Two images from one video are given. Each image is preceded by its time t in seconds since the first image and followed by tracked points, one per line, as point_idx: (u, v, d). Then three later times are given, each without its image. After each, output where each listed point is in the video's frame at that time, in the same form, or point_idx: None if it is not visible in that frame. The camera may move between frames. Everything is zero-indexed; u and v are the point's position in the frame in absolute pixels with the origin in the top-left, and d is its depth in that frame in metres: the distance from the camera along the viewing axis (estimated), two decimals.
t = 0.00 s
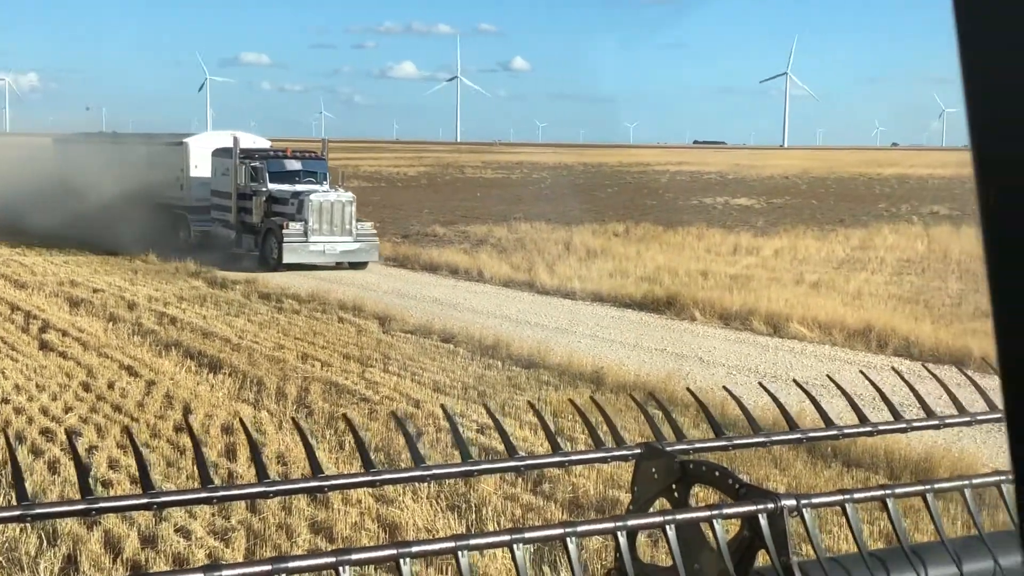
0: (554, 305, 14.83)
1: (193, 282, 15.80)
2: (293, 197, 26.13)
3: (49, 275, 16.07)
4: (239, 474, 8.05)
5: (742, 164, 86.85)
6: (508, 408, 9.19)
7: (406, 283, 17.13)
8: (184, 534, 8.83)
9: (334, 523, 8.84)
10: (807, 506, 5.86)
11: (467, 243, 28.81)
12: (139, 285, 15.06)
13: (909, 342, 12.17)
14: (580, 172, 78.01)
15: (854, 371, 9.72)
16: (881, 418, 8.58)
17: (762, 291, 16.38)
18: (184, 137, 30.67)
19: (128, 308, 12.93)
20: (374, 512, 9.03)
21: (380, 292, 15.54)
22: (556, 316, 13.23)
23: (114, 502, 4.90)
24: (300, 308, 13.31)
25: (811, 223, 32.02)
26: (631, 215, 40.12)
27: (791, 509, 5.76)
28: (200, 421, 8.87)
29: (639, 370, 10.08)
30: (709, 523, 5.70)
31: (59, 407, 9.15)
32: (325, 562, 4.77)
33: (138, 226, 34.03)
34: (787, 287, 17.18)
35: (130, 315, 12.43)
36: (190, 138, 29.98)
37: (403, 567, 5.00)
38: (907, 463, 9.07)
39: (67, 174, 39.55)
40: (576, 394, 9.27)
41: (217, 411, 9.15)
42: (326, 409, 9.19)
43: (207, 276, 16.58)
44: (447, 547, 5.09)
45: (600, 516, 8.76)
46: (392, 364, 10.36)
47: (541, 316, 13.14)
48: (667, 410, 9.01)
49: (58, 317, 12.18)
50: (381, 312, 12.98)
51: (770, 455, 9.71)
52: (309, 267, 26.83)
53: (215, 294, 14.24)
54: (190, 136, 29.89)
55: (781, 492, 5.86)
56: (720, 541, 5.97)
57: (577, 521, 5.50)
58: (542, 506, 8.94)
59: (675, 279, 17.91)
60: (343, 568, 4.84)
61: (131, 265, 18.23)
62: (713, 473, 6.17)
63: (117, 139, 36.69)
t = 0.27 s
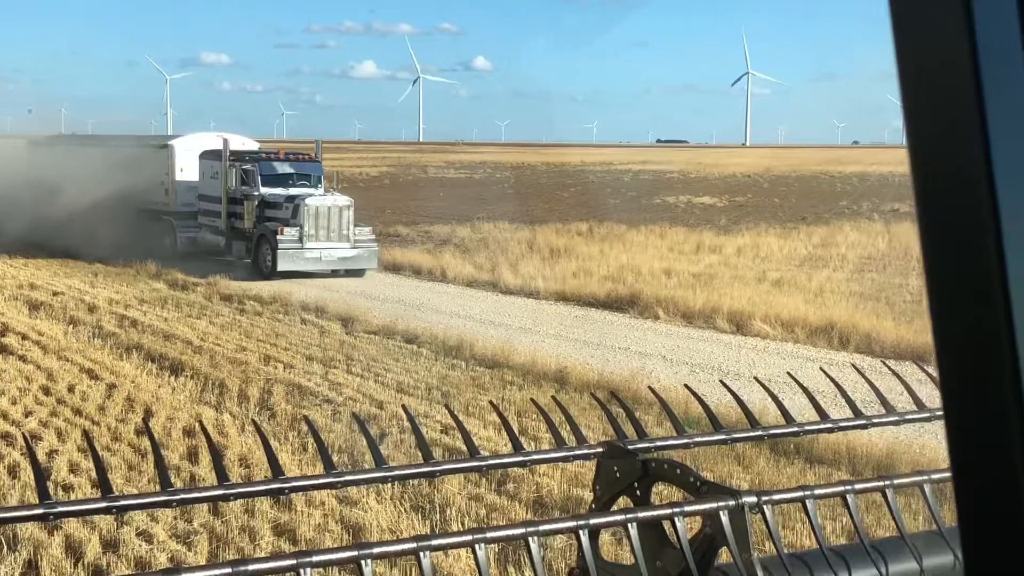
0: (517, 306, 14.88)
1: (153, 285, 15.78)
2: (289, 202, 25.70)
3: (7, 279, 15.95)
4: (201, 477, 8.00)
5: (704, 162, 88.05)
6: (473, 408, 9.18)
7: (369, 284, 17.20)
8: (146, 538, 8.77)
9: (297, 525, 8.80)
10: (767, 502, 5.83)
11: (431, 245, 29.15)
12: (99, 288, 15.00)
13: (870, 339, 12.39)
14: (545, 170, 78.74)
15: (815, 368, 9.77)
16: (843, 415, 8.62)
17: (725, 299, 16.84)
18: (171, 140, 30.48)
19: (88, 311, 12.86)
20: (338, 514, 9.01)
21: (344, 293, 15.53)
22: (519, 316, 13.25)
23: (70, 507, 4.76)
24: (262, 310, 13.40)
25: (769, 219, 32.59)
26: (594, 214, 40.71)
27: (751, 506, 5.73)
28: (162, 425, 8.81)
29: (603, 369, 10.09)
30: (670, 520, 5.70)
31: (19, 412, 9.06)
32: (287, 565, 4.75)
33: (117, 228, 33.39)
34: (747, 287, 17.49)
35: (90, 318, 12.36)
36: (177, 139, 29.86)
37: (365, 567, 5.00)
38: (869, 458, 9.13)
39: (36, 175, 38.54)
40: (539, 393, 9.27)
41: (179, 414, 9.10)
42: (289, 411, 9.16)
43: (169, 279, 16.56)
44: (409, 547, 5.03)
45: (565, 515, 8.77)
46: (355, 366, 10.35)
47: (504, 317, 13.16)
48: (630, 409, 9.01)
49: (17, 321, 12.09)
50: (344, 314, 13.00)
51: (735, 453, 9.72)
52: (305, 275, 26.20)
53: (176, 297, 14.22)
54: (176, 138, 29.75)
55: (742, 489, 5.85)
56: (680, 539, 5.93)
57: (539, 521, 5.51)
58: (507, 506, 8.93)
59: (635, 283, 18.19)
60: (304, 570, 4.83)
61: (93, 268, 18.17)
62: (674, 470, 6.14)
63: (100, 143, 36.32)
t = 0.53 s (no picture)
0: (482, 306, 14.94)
1: (113, 287, 15.73)
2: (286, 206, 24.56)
3: None
4: (161, 479, 7.95)
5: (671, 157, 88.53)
6: (435, 407, 9.17)
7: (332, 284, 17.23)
8: (107, 540, 8.72)
9: (259, 526, 8.77)
10: (726, 498, 5.75)
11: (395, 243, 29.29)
12: (58, 291, 14.93)
13: (830, 335, 12.56)
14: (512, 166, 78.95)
15: (775, 363, 9.86)
16: (802, 410, 8.68)
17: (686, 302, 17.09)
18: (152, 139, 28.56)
19: (48, 313, 12.79)
20: (300, 514, 8.99)
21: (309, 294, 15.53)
22: (483, 314, 13.28)
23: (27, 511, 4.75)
24: (223, 311, 13.47)
25: (731, 214, 32.94)
26: (558, 210, 40.98)
27: (711, 502, 5.67)
28: (122, 427, 8.77)
29: (566, 367, 10.13)
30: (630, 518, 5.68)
31: None
32: (246, 567, 4.78)
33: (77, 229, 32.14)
34: (710, 283, 17.70)
35: (49, 320, 12.29)
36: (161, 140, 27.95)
37: (325, 568, 5.01)
38: (829, 452, 9.20)
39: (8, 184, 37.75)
40: (501, 391, 9.27)
41: (139, 416, 9.05)
42: (250, 412, 9.13)
43: (129, 281, 16.50)
44: (370, 547, 5.07)
45: (528, 513, 8.77)
46: (317, 366, 10.34)
47: (468, 316, 13.20)
48: (590, 408, 9.00)
49: None
50: (306, 317, 13.03)
51: (698, 450, 9.74)
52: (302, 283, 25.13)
53: (136, 298, 14.19)
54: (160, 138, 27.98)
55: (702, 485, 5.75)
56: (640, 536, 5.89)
57: (498, 520, 5.55)
58: (470, 505, 8.92)
59: (596, 282, 18.35)
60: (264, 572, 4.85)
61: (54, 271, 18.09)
62: (631, 466, 6.05)
63: (65, 144, 35.20)
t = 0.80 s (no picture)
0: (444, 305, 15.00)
1: (70, 286, 15.66)
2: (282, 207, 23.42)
3: None
4: (118, 480, 7.88)
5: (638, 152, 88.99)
6: (395, 405, 9.15)
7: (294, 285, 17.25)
8: (63, 543, 8.65)
9: (217, 527, 8.72)
10: (683, 494, 5.71)
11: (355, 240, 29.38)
12: (15, 292, 14.84)
13: (785, 330, 12.74)
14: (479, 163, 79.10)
15: (733, 359, 9.95)
16: (757, 404, 8.75)
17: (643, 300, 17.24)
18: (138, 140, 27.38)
19: (3, 314, 12.71)
20: (259, 515, 8.94)
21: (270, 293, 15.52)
22: (443, 313, 13.31)
23: None
24: (180, 310, 13.50)
25: (689, 211, 33.06)
26: (518, 205, 41.24)
27: (668, 498, 5.58)
28: (78, 428, 8.70)
29: (526, 364, 10.17)
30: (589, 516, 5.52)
31: None
32: (198, 568, 4.71)
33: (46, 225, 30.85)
34: (669, 279, 17.84)
35: (4, 321, 12.21)
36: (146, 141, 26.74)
37: (281, 567, 4.93)
38: (788, 446, 9.20)
39: None
40: (459, 389, 9.28)
41: (95, 417, 8.98)
42: (208, 412, 9.08)
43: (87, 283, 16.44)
44: (326, 547, 4.97)
45: (488, 510, 8.76)
46: (275, 365, 10.32)
47: (428, 314, 13.23)
48: (548, 405, 8.96)
49: None
50: (264, 317, 13.04)
51: (658, 446, 9.77)
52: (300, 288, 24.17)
53: (92, 299, 14.15)
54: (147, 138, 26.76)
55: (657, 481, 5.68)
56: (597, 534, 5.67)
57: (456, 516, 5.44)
58: (431, 503, 8.88)
59: (555, 282, 18.51)
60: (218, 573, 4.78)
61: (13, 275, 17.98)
62: (594, 464, 5.90)
63: (46, 146, 34.07)
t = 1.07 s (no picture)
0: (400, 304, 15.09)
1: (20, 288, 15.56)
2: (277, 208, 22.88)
3: None
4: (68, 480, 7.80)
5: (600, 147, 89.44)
6: (348, 403, 9.12)
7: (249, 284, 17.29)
8: (12, 545, 8.57)
9: (169, 527, 8.67)
10: (634, 488, 5.52)
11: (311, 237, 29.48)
12: None
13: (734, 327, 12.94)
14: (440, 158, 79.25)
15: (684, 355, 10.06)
16: (707, 399, 8.83)
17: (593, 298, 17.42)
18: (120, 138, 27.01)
19: None
20: (211, 514, 8.91)
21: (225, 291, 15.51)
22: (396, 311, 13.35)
23: None
24: (130, 310, 13.51)
25: (643, 206, 33.46)
26: (473, 201, 41.52)
27: (619, 493, 5.38)
28: (28, 428, 8.62)
29: (480, 360, 10.22)
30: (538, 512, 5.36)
31: None
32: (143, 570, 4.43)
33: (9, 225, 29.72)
34: (622, 275, 18.02)
35: None
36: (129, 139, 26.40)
37: (229, 569, 4.69)
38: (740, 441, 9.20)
39: None
40: (412, 386, 9.29)
41: (44, 417, 8.90)
42: (158, 411, 9.03)
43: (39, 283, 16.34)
44: (275, 547, 4.70)
45: (441, 507, 8.77)
46: (227, 364, 10.31)
47: (382, 312, 13.26)
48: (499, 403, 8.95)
49: None
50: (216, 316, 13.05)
51: (612, 441, 9.82)
52: (297, 294, 23.74)
53: (41, 300, 14.09)
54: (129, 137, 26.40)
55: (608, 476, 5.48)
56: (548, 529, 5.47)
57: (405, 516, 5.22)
58: (384, 501, 8.87)
59: (509, 281, 18.70)
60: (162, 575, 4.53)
61: None
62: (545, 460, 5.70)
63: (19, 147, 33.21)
